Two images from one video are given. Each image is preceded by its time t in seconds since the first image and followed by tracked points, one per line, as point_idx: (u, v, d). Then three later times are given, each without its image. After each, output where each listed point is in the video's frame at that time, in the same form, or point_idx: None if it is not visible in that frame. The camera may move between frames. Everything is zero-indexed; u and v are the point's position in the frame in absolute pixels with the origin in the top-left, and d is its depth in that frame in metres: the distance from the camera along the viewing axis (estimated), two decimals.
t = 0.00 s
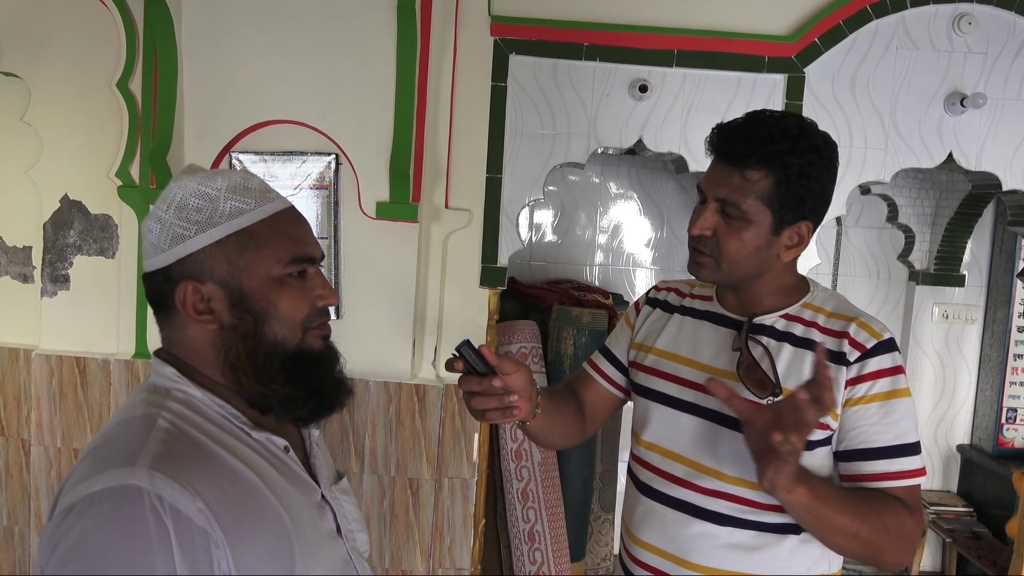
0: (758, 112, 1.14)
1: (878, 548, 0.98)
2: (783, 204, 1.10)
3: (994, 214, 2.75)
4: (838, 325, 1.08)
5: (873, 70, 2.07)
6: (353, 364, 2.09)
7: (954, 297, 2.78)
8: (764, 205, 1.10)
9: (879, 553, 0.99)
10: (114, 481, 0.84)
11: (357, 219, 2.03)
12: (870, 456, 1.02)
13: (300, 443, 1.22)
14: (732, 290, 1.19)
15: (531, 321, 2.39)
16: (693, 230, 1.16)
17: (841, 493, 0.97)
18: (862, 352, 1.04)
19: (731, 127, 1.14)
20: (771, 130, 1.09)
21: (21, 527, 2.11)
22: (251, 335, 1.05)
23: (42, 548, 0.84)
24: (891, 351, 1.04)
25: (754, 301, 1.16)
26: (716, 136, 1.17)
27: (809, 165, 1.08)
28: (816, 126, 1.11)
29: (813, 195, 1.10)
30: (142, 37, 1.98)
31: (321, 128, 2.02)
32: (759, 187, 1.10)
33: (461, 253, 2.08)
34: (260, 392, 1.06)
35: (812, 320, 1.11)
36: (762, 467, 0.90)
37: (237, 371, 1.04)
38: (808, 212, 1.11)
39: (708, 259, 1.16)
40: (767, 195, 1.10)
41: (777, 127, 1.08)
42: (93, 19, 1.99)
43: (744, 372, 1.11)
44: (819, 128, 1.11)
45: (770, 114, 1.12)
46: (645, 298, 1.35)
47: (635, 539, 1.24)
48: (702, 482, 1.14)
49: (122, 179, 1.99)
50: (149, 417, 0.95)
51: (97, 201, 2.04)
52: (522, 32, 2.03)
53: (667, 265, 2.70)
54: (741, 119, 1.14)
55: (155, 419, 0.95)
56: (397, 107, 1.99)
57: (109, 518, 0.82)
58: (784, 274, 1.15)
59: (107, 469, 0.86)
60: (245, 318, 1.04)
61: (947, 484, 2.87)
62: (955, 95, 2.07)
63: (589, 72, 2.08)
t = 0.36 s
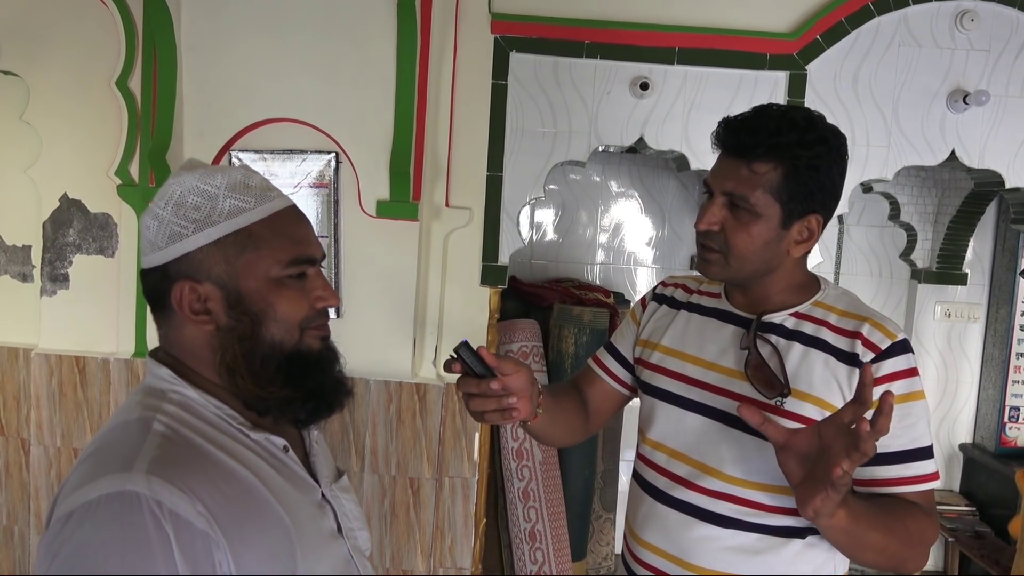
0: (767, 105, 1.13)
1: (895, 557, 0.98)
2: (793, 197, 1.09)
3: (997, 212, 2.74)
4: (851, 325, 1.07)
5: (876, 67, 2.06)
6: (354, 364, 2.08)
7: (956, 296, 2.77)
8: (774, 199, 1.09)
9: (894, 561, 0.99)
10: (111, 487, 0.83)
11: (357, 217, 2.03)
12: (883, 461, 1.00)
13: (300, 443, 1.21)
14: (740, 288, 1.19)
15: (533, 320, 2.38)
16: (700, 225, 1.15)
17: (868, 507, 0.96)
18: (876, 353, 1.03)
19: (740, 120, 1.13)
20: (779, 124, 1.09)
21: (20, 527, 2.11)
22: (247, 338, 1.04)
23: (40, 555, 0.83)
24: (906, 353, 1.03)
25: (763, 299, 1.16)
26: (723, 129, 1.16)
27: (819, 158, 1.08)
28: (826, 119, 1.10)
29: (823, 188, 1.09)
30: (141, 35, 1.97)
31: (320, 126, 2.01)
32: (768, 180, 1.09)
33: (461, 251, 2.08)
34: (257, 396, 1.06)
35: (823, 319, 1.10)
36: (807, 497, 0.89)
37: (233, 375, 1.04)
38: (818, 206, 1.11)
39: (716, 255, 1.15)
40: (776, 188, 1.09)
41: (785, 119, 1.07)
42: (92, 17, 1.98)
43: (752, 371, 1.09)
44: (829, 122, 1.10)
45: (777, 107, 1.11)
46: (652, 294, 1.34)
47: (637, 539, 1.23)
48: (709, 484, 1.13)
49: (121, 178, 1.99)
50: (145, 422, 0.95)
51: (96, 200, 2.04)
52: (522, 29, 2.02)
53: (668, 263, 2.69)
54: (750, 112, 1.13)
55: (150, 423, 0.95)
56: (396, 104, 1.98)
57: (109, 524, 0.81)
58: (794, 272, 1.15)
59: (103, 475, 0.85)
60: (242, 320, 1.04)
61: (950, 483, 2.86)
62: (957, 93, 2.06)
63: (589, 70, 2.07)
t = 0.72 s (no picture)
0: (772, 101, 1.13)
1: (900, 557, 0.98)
2: (799, 193, 1.09)
3: (998, 209, 2.74)
4: (853, 323, 1.07)
5: (878, 65, 2.06)
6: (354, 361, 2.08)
7: (958, 293, 2.76)
8: (780, 195, 1.09)
9: (897, 562, 0.98)
10: (109, 486, 0.83)
11: (357, 214, 2.02)
12: (882, 462, 1.00)
13: (302, 440, 1.21)
14: (742, 285, 1.19)
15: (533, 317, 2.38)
16: (704, 221, 1.15)
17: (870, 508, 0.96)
18: (879, 352, 1.03)
19: (745, 115, 1.13)
20: (785, 118, 1.09)
21: (21, 523, 2.11)
22: (246, 339, 1.04)
23: (40, 552, 0.83)
24: (909, 352, 1.02)
25: (765, 296, 1.16)
26: (729, 124, 1.16)
27: (825, 154, 1.07)
28: (832, 116, 1.10)
29: (829, 184, 1.09)
30: (142, 31, 1.96)
31: (321, 123, 2.00)
32: (775, 176, 1.09)
33: (462, 248, 2.07)
34: (258, 395, 1.06)
35: (825, 318, 1.10)
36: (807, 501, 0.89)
37: (234, 375, 1.04)
38: (823, 203, 1.10)
39: (720, 252, 1.15)
40: (782, 184, 1.09)
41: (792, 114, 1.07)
42: (92, 12, 1.97)
43: (752, 369, 1.09)
44: (834, 118, 1.10)
45: (783, 103, 1.11)
46: (652, 291, 1.34)
47: (636, 538, 1.23)
48: (709, 483, 1.13)
49: (122, 175, 1.98)
50: (145, 419, 0.94)
51: (96, 196, 2.04)
52: (523, 25, 2.02)
53: (670, 260, 2.69)
54: (755, 108, 1.13)
55: (151, 421, 0.94)
56: (397, 101, 1.97)
57: (107, 525, 0.81)
58: (796, 269, 1.15)
59: (103, 475, 0.85)
60: (240, 321, 1.04)
61: (951, 481, 2.86)
62: (960, 90, 2.05)
63: (591, 67, 2.07)
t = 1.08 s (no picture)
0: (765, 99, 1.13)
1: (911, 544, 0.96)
2: (792, 191, 1.09)
3: (998, 207, 2.74)
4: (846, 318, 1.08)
5: (877, 63, 2.06)
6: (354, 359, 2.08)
7: (958, 291, 2.76)
8: (773, 193, 1.09)
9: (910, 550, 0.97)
10: (109, 484, 0.84)
11: (358, 212, 2.03)
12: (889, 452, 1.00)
13: (303, 438, 1.21)
14: (736, 283, 1.19)
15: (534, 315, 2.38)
16: (699, 219, 1.15)
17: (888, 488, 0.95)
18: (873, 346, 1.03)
19: (740, 112, 1.13)
20: (779, 116, 1.08)
21: (22, 520, 2.11)
22: (240, 341, 1.04)
23: (40, 551, 0.84)
24: (902, 344, 1.03)
25: (760, 293, 1.16)
26: (723, 122, 1.16)
27: (820, 151, 1.07)
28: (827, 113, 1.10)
29: (823, 181, 1.09)
30: (142, 30, 1.96)
31: (321, 121, 2.01)
32: (768, 174, 1.09)
33: (463, 246, 2.08)
34: (256, 397, 1.06)
35: (818, 314, 1.10)
36: (827, 461, 0.88)
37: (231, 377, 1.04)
38: (818, 200, 1.10)
39: (714, 249, 1.15)
40: (777, 182, 1.09)
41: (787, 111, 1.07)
42: (92, 11, 1.97)
43: (747, 365, 1.08)
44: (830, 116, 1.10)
45: (778, 101, 1.11)
46: (647, 290, 1.34)
47: (634, 537, 1.23)
48: (706, 481, 1.13)
49: (122, 174, 1.98)
50: (146, 418, 0.95)
51: (96, 194, 2.04)
52: (523, 24, 2.02)
53: (670, 258, 2.69)
54: (750, 105, 1.13)
55: (151, 419, 0.94)
56: (397, 99, 1.97)
57: (106, 522, 0.82)
58: (791, 266, 1.15)
59: (102, 472, 0.85)
60: (235, 323, 1.04)
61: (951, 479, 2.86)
62: (960, 87, 2.05)
63: (591, 65, 2.07)
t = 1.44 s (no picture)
0: (765, 97, 1.13)
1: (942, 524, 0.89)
2: (789, 190, 1.09)
3: (999, 204, 2.73)
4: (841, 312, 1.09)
5: (878, 60, 2.05)
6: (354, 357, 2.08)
7: (958, 289, 2.76)
8: (770, 192, 1.09)
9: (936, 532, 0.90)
10: (111, 482, 0.84)
11: (358, 210, 2.03)
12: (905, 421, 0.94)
13: (304, 437, 1.21)
14: (732, 280, 1.19)
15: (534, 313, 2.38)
16: (696, 218, 1.14)
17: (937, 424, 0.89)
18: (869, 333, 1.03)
19: (737, 110, 1.13)
20: (780, 116, 1.09)
21: (23, 519, 2.12)
22: (238, 340, 1.05)
23: (43, 549, 0.84)
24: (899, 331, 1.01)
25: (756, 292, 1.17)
26: (722, 120, 1.16)
27: (817, 152, 1.08)
28: (825, 112, 1.10)
29: (821, 182, 1.09)
30: (142, 29, 1.96)
31: (321, 120, 2.01)
32: (765, 173, 1.09)
33: (463, 244, 2.09)
34: (256, 397, 1.07)
35: (813, 309, 1.11)
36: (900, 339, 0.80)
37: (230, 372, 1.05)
38: (814, 200, 1.11)
39: (709, 246, 1.15)
40: (773, 181, 1.09)
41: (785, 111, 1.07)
42: (93, 10, 1.97)
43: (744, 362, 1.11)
44: (827, 114, 1.10)
45: (777, 99, 1.11)
46: (644, 287, 1.34)
47: (632, 534, 1.23)
48: (703, 477, 1.13)
49: (122, 172, 1.98)
50: (147, 417, 0.95)
51: (97, 193, 2.04)
52: (524, 22, 2.02)
53: (670, 256, 2.69)
54: (748, 103, 1.13)
55: (152, 418, 0.95)
56: (397, 98, 1.97)
57: (108, 521, 0.82)
58: (787, 264, 1.15)
59: (104, 470, 0.85)
60: (232, 323, 1.04)
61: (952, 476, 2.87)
62: (960, 85, 2.05)
63: (591, 63, 2.06)
